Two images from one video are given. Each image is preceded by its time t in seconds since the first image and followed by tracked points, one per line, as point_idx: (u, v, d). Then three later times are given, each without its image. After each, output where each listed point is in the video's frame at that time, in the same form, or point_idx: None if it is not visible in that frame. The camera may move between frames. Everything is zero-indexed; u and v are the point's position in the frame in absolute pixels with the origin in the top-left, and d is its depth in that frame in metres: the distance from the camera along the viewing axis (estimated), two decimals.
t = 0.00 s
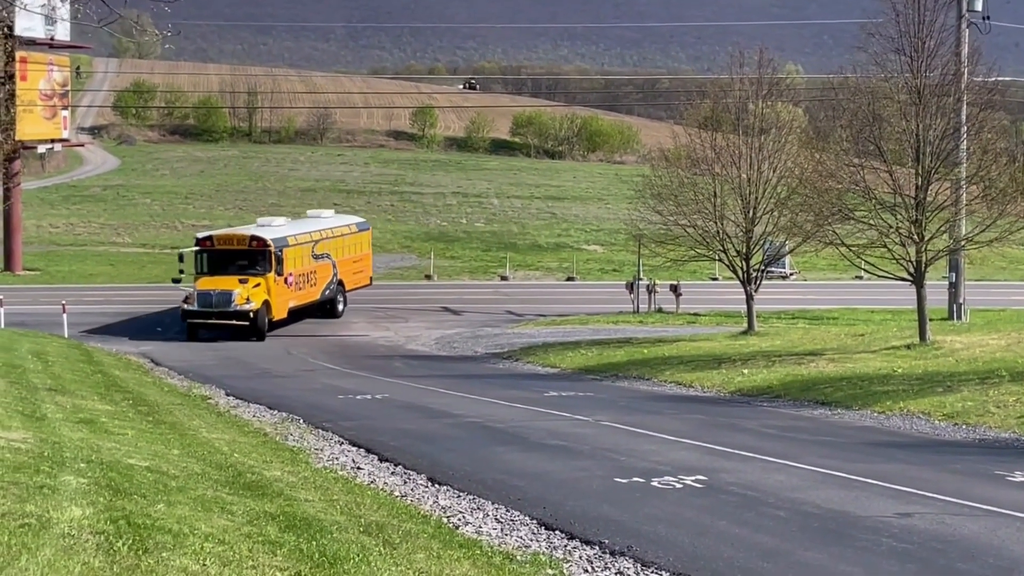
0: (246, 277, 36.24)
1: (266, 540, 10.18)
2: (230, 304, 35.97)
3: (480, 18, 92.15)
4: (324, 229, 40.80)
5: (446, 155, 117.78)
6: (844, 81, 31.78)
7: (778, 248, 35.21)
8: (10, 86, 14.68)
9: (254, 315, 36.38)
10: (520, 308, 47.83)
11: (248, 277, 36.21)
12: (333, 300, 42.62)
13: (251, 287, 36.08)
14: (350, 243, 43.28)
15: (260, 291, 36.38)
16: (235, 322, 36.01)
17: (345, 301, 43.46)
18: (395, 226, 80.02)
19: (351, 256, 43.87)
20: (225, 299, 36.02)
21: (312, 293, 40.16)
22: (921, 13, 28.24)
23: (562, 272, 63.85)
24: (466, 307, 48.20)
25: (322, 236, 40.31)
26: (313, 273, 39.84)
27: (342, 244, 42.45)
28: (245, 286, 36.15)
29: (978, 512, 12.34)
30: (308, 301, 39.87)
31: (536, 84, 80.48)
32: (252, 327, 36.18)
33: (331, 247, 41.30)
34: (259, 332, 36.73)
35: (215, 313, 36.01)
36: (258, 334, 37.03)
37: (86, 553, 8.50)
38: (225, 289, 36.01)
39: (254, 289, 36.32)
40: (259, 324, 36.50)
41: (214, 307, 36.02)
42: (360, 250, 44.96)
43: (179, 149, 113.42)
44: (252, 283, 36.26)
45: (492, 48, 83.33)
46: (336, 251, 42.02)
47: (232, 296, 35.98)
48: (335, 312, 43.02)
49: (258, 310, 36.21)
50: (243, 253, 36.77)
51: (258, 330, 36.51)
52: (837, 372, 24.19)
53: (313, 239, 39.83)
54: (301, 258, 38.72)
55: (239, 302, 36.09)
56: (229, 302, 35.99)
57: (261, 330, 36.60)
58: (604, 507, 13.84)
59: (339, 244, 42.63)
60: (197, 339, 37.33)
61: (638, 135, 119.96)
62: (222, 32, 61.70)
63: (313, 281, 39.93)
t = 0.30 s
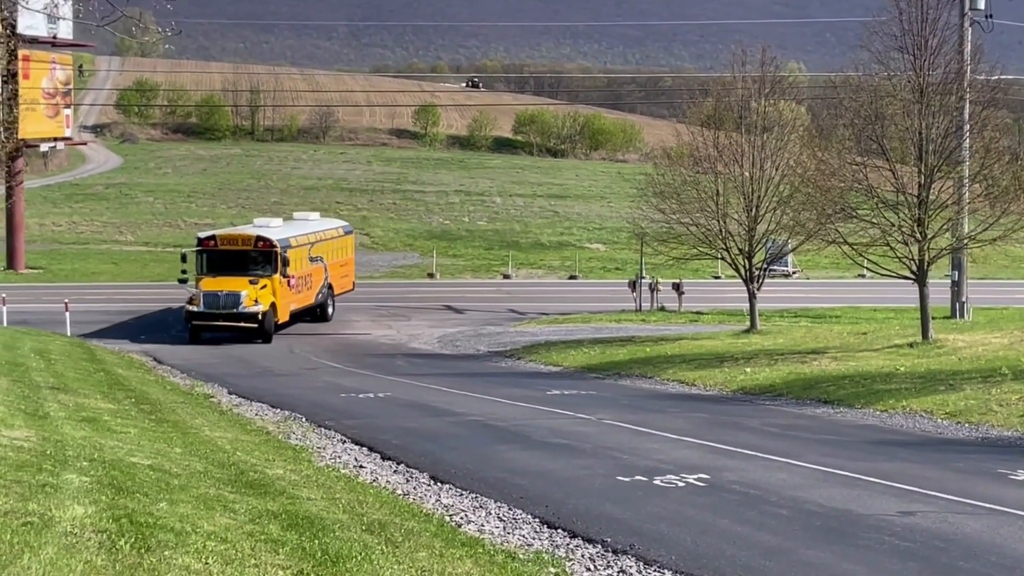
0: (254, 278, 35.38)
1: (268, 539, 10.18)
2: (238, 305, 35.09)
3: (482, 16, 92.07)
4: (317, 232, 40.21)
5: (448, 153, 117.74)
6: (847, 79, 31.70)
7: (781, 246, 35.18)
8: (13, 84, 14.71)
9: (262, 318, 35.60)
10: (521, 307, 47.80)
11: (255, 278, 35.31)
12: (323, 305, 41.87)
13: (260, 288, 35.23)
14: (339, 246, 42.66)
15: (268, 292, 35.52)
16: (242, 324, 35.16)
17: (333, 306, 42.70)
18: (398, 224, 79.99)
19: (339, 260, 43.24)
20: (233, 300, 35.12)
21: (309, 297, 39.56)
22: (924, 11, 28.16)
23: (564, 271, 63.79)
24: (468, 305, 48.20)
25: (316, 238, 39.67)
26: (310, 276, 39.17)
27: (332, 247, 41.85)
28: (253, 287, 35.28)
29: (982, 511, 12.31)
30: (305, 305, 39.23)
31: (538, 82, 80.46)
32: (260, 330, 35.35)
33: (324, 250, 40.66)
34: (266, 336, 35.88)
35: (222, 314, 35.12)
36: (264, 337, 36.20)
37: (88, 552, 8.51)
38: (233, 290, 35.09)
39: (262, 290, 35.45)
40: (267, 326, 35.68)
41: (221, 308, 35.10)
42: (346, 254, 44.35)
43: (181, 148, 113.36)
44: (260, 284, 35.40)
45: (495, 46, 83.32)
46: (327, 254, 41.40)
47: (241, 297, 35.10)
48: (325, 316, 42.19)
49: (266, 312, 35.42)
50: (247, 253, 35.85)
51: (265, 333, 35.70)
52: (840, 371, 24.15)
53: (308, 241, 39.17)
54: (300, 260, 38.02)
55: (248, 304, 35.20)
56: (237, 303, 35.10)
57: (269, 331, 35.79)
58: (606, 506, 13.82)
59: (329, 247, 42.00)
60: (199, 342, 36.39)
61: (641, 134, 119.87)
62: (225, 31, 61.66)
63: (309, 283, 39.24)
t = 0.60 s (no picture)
0: (263, 279, 34.15)
1: (269, 537, 10.18)
2: (249, 307, 33.86)
3: (484, 14, 92.02)
4: (313, 233, 39.00)
5: (450, 152, 117.86)
6: (848, 78, 31.68)
7: (783, 245, 35.14)
8: (13, 83, 14.65)
9: (271, 320, 34.43)
10: (523, 305, 47.81)
11: (265, 279, 34.09)
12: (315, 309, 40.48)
13: (270, 289, 34.03)
14: (330, 249, 41.46)
15: (278, 293, 34.33)
16: (253, 325, 34.00)
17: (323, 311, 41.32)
18: (399, 223, 80.09)
19: (330, 264, 42.02)
20: (243, 301, 33.86)
21: (309, 301, 38.41)
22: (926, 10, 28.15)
23: (566, 269, 63.87)
24: (469, 304, 48.23)
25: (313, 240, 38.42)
26: (309, 278, 37.90)
27: (325, 250, 40.67)
28: (263, 288, 34.06)
29: (983, 510, 12.30)
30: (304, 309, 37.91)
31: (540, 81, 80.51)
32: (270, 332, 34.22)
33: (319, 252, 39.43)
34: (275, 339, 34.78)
35: (232, 316, 33.88)
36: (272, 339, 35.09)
37: (89, 550, 8.51)
38: (243, 292, 33.84)
39: (272, 291, 34.24)
40: (277, 328, 34.57)
41: (231, 310, 33.83)
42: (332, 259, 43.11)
43: (183, 147, 113.52)
44: (271, 285, 34.18)
45: (496, 45, 83.26)
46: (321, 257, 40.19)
47: (251, 298, 33.87)
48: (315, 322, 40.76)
49: (276, 315, 34.25)
50: (254, 254, 34.54)
51: (275, 335, 34.59)
52: (841, 369, 24.20)
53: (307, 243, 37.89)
54: (302, 262, 36.75)
55: (258, 305, 33.99)
56: (247, 305, 33.86)
57: (279, 334, 34.66)
58: (607, 504, 13.84)
59: (322, 250, 40.75)
60: (203, 345, 35.27)
61: (642, 132, 119.86)
62: (226, 29, 61.69)
63: (308, 287, 37.98)
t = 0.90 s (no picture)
0: (274, 280, 32.26)
1: (269, 536, 10.20)
2: (260, 310, 31.95)
3: (485, 14, 92.05)
4: (310, 236, 37.32)
5: (450, 151, 117.97)
6: (849, 77, 31.70)
7: (783, 244, 35.14)
8: (13, 82, 14.61)
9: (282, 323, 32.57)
10: (525, 304, 47.84)
11: (275, 281, 32.19)
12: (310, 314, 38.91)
13: (282, 291, 32.15)
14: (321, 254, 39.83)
15: (288, 295, 32.48)
16: (264, 328, 32.14)
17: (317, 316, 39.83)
18: (400, 222, 80.14)
19: (322, 267, 40.37)
20: (254, 304, 31.91)
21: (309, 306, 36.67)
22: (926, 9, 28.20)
23: (566, 268, 63.93)
24: (470, 303, 48.28)
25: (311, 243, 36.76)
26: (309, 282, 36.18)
27: (319, 252, 38.99)
28: (274, 289, 32.15)
29: (983, 509, 12.28)
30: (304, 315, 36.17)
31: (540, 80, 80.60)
32: (282, 335, 32.42)
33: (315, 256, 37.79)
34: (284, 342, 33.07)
35: (243, 319, 31.95)
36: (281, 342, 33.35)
37: (89, 550, 8.52)
38: (254, 293, 31.89)
39: (283, 292, 32.34)
40: (287, 331, 32.77)
41: (241, 312, 31.88)
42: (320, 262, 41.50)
43: (184, 146, 113.69)
44: (282, 286, 32.28)
45: (497, 44, 83.20)
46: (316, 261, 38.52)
47: (263, 300, 31.95)
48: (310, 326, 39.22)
49: (287, 317, 32.42)
50: (261, 255, 32.57)
51: (286, 339, 32.80)
52: (841, 368, 24.21)
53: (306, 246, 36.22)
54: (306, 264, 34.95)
55: (269, 307, 32.10)
56: (258, 307, 31.93)
57: (289, 337, 32.88)
58: (608, 503, 13.84)
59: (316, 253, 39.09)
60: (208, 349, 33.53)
61: (643, 131, 119.87)
62: (227, 29, 61.70)
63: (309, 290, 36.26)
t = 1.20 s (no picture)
0: (282, 280, 31.80)
1: (268, 536, 10.20)
2: (270, 311, 31.50)
3: (484, 13, 92.03)
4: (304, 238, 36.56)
5: (450, 151, 117.96)
6: (848, 77, 31.72)
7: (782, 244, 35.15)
8: (13, 83, 14.64)
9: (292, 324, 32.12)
10: (524, 304, 47.84)
11: (284, 281, 31.74)
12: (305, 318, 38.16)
13: (292, 291, 31.71)
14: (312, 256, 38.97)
15: (298, 295, 32.05)
16: (275, 330, 31.70)
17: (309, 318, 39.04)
18: (399, 222, 80.14)
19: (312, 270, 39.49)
20: (263, 305, 31.47)
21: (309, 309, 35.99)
22: (925, 9, 28.23)
23: (565, 268, 63.92)
24: (470, 303, 48.28)
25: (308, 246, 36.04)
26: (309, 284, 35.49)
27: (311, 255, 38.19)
28: (284, 289, 31.71)
29: (983, 509, 12.27)
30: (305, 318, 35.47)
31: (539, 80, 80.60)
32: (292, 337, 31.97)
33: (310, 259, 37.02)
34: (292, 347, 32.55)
35: (253, 321, 31.47)
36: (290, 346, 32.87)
37: (87, 550, 8.51)
38: (264, 294, 31.42)
39: (292, 292, 31.91)
40: (297, 334, 32.32)
41: (252, 314, 31.43)
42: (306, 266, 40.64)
43: (183, 146, 113.66)
44: (290, 287, 31.84)
45: (496, 44, 83.30)
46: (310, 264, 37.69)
47: (273, 301, 31.51)
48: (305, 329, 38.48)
49: (298, 317, 31.97)
50: (266, 255, 32.12)
51: (296, 342, 32.34)
52: (840, 368, 24.22)
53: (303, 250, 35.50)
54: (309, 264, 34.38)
55: (279, 308, 31.64)
56: (268, 308, 31.51)
57: (299, 340, 32.41)
58: (607, 503, 13.85)
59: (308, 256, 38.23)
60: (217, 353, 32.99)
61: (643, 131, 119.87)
62: (226, 29, 61.70)
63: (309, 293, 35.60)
